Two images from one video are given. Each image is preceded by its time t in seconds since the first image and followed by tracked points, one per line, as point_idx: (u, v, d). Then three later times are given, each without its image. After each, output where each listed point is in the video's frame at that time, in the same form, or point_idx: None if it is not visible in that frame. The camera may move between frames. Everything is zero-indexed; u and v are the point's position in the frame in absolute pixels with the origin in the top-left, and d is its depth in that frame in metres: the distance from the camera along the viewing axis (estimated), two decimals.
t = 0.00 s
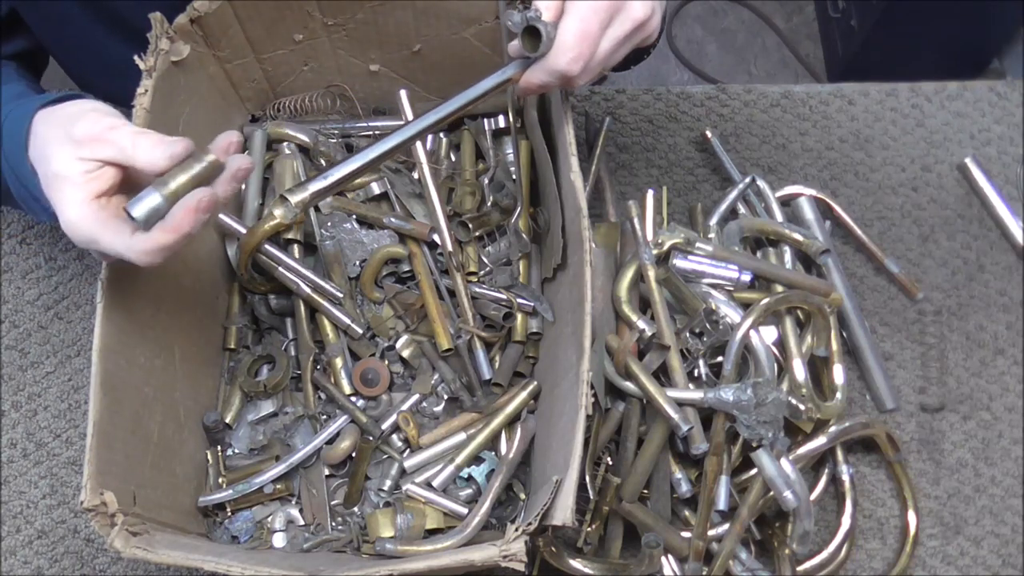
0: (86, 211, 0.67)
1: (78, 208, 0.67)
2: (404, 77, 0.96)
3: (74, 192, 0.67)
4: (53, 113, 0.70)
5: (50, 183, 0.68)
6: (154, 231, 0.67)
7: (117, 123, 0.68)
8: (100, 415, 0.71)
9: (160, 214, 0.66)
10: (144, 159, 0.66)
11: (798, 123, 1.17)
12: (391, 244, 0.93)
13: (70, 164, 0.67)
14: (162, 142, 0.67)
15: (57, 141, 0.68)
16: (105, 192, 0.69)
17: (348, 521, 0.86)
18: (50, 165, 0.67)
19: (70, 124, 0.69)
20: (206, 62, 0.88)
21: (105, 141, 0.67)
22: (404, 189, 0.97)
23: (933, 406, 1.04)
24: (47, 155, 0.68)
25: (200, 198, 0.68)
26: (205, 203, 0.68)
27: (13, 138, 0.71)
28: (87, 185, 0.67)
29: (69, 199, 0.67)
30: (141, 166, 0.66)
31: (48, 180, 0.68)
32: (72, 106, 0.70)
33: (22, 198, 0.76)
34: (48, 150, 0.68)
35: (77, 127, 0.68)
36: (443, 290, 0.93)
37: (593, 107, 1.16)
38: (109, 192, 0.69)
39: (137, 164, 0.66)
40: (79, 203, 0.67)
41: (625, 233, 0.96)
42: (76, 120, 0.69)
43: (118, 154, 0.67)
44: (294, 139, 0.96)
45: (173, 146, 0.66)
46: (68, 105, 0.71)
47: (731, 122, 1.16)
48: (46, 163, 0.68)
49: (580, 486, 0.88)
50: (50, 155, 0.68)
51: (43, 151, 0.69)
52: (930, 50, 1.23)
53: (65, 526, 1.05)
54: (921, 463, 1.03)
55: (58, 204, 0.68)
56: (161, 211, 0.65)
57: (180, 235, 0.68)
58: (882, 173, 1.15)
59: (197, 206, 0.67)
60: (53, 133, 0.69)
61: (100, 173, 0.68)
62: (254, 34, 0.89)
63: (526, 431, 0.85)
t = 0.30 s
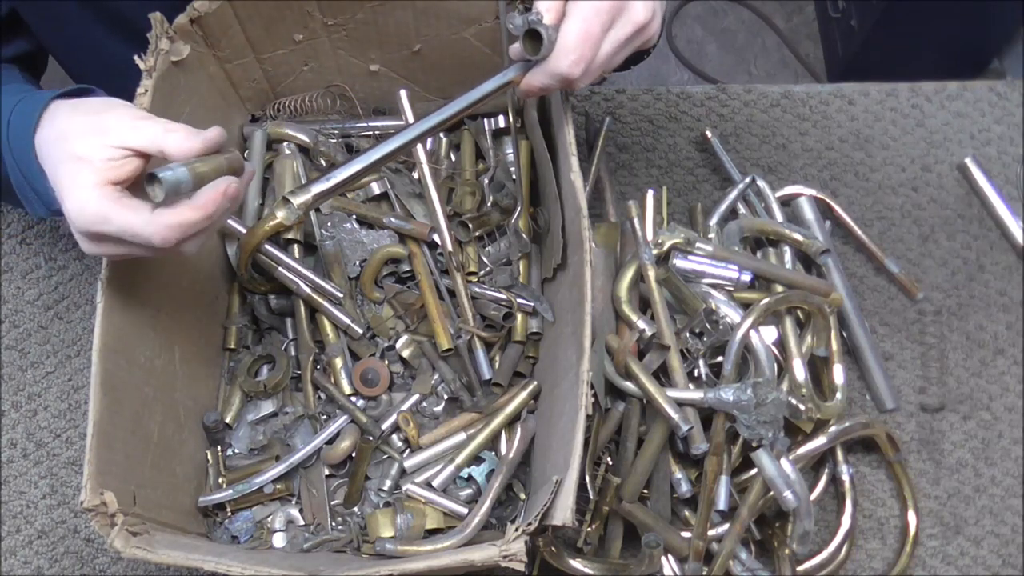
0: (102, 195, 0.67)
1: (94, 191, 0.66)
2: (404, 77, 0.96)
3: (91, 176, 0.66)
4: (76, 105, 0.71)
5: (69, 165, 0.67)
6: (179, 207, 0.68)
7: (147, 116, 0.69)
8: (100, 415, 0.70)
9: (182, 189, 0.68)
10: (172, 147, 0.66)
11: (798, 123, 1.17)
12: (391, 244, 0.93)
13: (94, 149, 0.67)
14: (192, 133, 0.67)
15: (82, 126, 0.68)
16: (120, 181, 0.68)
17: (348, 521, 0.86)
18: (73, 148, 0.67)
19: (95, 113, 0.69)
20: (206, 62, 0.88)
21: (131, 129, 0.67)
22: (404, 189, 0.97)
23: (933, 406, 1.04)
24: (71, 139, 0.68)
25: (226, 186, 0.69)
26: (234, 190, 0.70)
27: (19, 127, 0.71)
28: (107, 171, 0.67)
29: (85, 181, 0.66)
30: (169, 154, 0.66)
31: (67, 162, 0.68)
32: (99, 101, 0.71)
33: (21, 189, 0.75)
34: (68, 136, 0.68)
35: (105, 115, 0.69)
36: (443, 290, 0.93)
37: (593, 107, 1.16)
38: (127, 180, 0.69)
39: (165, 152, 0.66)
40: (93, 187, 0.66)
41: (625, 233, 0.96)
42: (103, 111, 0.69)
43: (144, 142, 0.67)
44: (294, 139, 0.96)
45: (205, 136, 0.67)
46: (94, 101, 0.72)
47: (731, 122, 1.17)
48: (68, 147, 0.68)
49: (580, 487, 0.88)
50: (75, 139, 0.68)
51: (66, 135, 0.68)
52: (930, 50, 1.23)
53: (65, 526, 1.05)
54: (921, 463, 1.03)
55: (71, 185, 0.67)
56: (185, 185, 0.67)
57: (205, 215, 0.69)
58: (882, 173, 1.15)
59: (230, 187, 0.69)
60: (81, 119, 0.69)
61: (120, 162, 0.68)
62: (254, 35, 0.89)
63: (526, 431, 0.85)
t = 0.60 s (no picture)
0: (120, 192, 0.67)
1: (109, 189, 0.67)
2: (404, 77, 0.96)
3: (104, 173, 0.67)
4: (81, 99, 0.71)
5: (81, 161, 0.67)
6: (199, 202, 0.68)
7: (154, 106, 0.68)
8: (100, 415, 0.70)
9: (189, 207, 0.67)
10: (184, 131, 0.65)
11: (797, 123, 1.17)
12: (391, 244, 0.93)
13: (107, 143, 0.67)
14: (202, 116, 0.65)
15: (92, 121, 0.68)
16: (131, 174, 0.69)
17: (348, 521, 0.86)
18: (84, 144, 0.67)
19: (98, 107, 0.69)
20: (206, 62, 0.88)
21: (141, 120, 0.66)
22: (404, 189, 0.97)
23: (932, 406, 1.04)
24: (81, 136, 0.68)
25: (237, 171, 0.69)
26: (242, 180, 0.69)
27: (19, 121, 0.71)
28: (121, 165, 0.67)
29: (99, 178, 0.67)
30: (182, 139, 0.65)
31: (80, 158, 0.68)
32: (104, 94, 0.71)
33: (19, 184, 0.75)
34: (73, 130, 0.68)
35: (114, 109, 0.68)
36: (443, 290, 0.93)
37: (593, 107, 1.16)
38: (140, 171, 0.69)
39: (178, 138, 0.65)
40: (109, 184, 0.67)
41: (625, 233, 0.96)
42: (107, 104, 0.69)
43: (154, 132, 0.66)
44: (294, 139, 0.96)
45: (215, 117, 0.65)
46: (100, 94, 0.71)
47: (731, 122, 1.17)
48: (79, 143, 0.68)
49: (580, 486, 0.88)
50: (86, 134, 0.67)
51: (75, 130, 0.68)
52: (930, 50, 1.23)
53: (65, 526, 1.05)
54: (921, 463, 1.03)
55: (85, 183, 0.67)
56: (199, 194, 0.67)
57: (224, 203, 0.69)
58: (882, 173, 1.15)
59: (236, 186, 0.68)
60: (88, 115, 0.68)
61: (129, 155, 0.67)
62: (254, 35, 0.89)
63: (526, 431, 0.85)
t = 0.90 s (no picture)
0: (113, 242, 0.68)
1: (104, 240, 0.68)
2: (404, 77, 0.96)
3: (97, 228, 0.68)
4: (63, 145, 0.71)
5: (75, 220, 0.69)
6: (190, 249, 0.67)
7: (128, 149, 0.69)
8: (100, 415, 0.70)
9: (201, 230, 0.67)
10: (158, 178, 0.66)
11: (797, 123, 1.17)
12: (391, 244, 0.93)
13: (91, 198, 0.68)
14: (174, 160, 0.67)
15: (72, 175, 0.68)
16: (126, 222, 0.70)
17: (348, 521, 0.86)
18: (72, 203, 0.68)
19: (83, 157, 0.69)
20: (206, 62, 0.88)
21: (119, 169, 0.68)
22: (404, 189, 0.97)
23: (932, 406, 1.04)
24: (67, 192, 0.69)
25: (244, 178, 0.71)
26: (234, 217, 0.67)
27: (20, 162, 0.70)
28: (111, 218, 0.68)
29: (93, 233, 0.68)
30: (157, 186, 0.67)
31: (72, 215, 0.69)
32: (82, 138, 0.71)
33: (17, 223, 0.74)
34: (64, 185, 0.69)
35: (90, 157, 0.69)
36: (443, 290, 0.93)
37: (593, 107, 1.16)
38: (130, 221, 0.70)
39: (154, 184, 0.67)
40: (103, 237, 0.68)
41: (625, 233, 0.96)
42: (89, 153, 0.69)
43: (135, 179, 0.67)
44: (294, 139, 0.96)
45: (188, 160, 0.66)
46: (78, 137, 0.71)
47: (731, 122, 1.17)
48: (67, 201, 0.69)
49: (581, 486, 0.88)
50: (70, 191, 0.68)
51: (59, 186, 0.69)
52: (931, 50, 1.23)
53: (65, 526, 1.05)
54: (921, 463, 1.03)
55: (83, 237, 0.68)
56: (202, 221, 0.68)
57: (213, 251, 0.67)
58: (882, 173, 1.15)
59: (227, 221, 0.66)
60: (67, 168, 0.69)
61: (120, 203, 0.69)
62: (254, 35, 0.89)
63: (526, 431, 0.85)
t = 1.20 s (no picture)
0: (116, 231, 0.67)
1: (107, 229, 0.67)
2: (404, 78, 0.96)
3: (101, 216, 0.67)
4: (72, 137, 0.71)
5: (79, 208, 0.68)
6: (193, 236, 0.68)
7: (138, 142, 0.68)
8: (100, 415, 0.70)
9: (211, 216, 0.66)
10: (166, 168, 0.66)
11: (797, 123, 1.17)
12: (391, 244, 0.93)
13: (97, 186, 0.67)
14: (183, 152, 0.66)
15: (80, 164, 0.68)
16: (130, 213, 0.69)
17: (348, 521, 0.86)
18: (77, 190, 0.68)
19: (93, 148, 0.68)
20: (206, 62, 0.88)
21: (128, 159, 0.67)
22: (404, 189, 0.97)
23: (933, 406, 1.04)
24: (72, 180, 0.68)
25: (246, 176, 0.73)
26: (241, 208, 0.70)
27: (25, 156, 0.71)
28: (116, 207, 0.68)
29: (96, 221, 0.67)
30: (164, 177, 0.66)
31: (76, 203, 0.68)
32: (92, 130, 0.70)
33: (21, 219, 0.73)
34: (71, 174, 0.68)
35: (99, 147, 0.68)
36: (443, 290, 0.93)
37: (593, 107, 1.16)
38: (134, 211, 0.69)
39: (161, 175, 0.66)
40: (106, 226, 0.67)
41: (625, 233, 0.96)
42: (99, 144, 0.69)
43: (143, 170, 0.67)
44: (294, 139, 0.96)
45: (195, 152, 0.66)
46: (87, 130, 0.71)
47: (731, 122, 1.17)
48: (72, 189, 0.68)
49: (580, 486, 0.88)
50: (76, 178, 0.68)
51: (65, 175, 0.68)
52: (931, 50, 1.23)
53: (65, 526, 1.05)
54: (921, 463, 1.03)
55: (86, 226, 0.68)
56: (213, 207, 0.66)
57: (218, 239, 0.69)
58: (882, 173, 1.15)
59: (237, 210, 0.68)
60: (76, 157, 0.69)
61: (126, 194, 0.68)
62: (254, 35, 0.89)
63: (526, 431, 0.85)
